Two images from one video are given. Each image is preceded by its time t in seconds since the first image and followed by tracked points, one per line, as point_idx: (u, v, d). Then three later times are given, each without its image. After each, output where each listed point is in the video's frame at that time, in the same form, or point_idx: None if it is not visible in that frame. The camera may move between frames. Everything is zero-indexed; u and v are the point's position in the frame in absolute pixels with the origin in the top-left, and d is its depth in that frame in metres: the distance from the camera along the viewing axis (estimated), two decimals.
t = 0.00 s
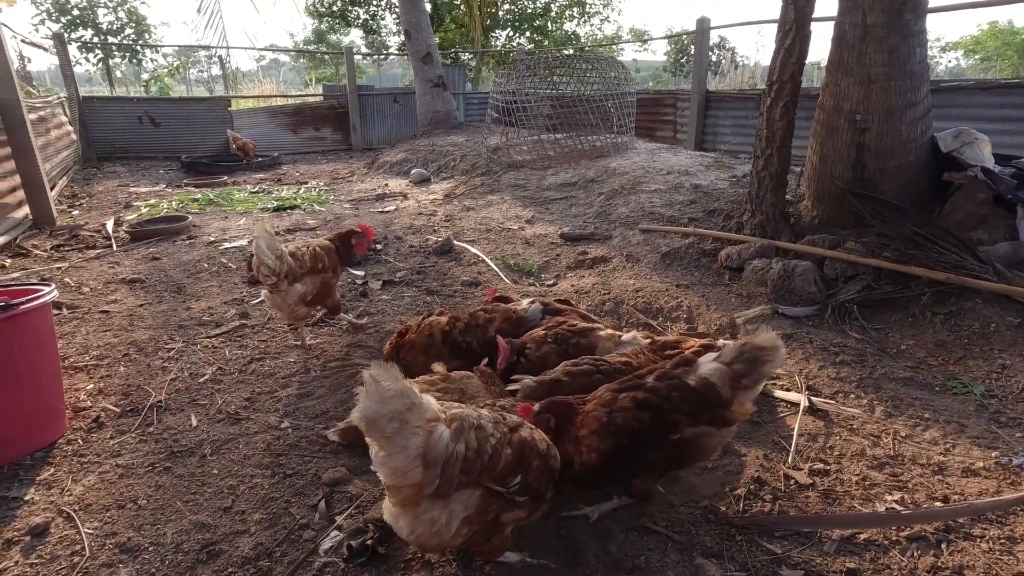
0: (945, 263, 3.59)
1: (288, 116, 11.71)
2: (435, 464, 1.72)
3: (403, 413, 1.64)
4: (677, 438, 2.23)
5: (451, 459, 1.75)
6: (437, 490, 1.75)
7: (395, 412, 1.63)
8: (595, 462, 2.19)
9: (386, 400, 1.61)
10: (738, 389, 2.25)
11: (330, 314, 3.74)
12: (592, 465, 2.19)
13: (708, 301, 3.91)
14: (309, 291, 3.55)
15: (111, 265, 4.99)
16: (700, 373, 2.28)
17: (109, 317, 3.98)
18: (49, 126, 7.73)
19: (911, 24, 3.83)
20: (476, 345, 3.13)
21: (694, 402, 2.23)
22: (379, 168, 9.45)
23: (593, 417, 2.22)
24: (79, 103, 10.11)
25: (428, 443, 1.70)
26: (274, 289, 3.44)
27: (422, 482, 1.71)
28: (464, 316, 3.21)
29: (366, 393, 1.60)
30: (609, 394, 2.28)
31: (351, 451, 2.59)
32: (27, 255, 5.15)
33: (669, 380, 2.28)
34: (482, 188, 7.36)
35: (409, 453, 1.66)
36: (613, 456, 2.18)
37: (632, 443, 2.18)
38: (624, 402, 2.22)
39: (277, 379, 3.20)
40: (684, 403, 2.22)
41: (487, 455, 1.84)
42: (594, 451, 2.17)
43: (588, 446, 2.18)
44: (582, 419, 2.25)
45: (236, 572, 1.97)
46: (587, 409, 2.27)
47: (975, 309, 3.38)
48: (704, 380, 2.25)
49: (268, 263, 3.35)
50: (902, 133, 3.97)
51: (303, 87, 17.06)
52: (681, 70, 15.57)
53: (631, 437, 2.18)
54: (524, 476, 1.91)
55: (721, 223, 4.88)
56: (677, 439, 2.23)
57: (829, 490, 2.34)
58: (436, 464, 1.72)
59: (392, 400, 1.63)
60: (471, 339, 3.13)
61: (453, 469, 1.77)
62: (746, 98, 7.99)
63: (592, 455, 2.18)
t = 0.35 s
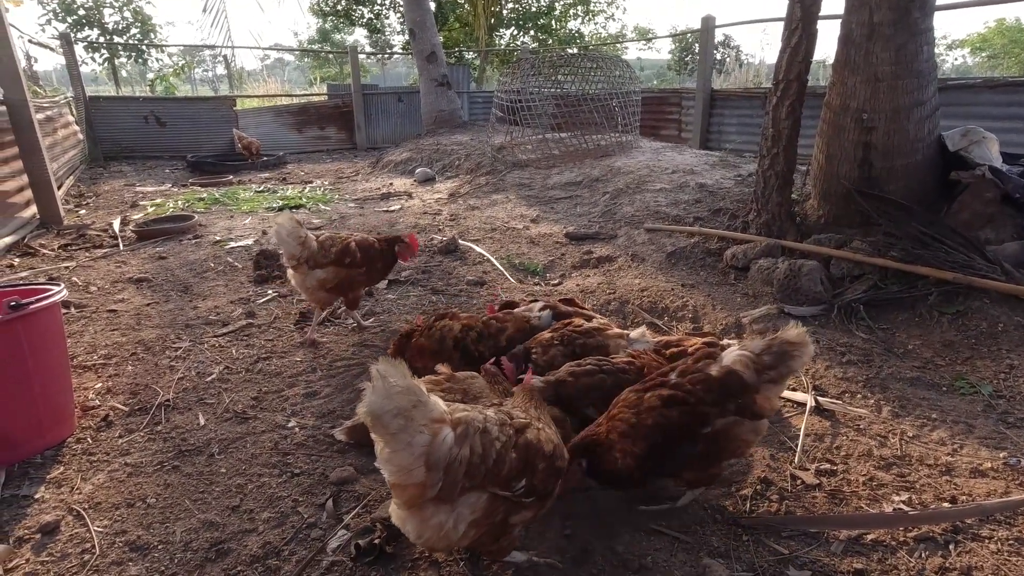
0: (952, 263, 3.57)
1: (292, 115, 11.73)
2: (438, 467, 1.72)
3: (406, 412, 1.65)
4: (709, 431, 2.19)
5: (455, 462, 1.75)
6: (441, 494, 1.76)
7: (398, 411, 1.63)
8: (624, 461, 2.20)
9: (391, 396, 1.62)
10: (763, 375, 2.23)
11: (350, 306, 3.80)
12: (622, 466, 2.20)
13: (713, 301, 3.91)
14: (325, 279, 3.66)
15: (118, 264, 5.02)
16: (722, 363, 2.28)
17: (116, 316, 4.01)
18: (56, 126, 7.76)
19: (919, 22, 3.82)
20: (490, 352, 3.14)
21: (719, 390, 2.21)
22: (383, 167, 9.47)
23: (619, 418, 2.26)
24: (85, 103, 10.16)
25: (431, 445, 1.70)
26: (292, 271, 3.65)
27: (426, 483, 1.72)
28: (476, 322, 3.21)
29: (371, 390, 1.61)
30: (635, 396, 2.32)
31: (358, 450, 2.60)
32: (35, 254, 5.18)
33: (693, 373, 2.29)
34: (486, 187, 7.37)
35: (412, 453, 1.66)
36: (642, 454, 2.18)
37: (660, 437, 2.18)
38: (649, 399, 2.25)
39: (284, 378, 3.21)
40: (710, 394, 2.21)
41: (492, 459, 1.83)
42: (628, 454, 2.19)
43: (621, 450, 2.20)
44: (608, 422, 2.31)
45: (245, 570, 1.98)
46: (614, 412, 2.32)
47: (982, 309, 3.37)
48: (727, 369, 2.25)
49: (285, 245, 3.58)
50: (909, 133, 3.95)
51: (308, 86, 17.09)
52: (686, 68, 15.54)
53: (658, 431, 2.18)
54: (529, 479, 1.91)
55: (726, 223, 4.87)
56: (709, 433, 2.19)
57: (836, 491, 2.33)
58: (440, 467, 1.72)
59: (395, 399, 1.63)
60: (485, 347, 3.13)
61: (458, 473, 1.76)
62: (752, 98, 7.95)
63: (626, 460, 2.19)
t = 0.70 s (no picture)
0: (956, 262, 3.56)
1: (294, 113, 11.73)
2: (445, 470, 1.72)
3: (409, 417, 1.65)
4: (720, 432, 2.19)
5: (461, 465, 1.74)
6: (448, 497, 1.75)
7: (400, 417, 1.63)
8: (636, 463, 2.18)
9: (388, 404, 1.62)
10: (774, 376, 2.24)
11: (354, 302, 3.91)
12: (633, 467, 2.18)
13: (716, 299, 3.90)
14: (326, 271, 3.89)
15: (120, 262, 5.02)
16: (733, 363, 2.28)
17: (119, 313, 4.01)
18: (59, 124, 7.77)
19: (923, 21, 3.81)
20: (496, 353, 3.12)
21: (731, 391, 2.21)
22: (385, 166, 9.46)
23: (630, 418, 2.24)
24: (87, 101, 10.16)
25: (436, 448, 1.70)
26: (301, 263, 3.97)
27: (432, 487, 1.72)
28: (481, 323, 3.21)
29: (367, 400, 1.61)
30: (645, 395, 2.29)
31: (360, 448, 2.60)
32: (38, 251, 5.18)
33: (703, 373, 2.28)
34: (488, 186, 7.36)
35: (416, 458, 1.66)
36: (655, 455, 2.16)
37: (673, 437, 2.16)
38: (660, 399, 2.23)
39: (287, 376, 3.21)
40: (722, 395, 2.20)
41: (499, 461, 1.82)
42: (639, 455, 2.17)
43: (631, 451, 2.19)
44: (618, 422, 2.28)
45: (248, 568, 1.98)
46: (623, 411, 2.30)
47: (986, 308, 3.36)
48: (738, 371, 2.25)
49: (295, 238, 3.96)
50: (913, 131, 3.94)
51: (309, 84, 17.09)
52: (688, 67, 15.51)
53: (671, 432, 2.16)
54: (536, 478, 1.91)
55: (729, 222, 4.86)
56: (720, 434, 2.19)
57: (840, 490, 2.33)
58: (446, 470, 1.72)
59: (396, 405, 1.63)
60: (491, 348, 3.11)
61: (465, 476, 1.76)
62: (755, 97, 7.93)
63: (637, 460, 2.18)
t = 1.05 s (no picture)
0: (956, 262, 3.57)
1: (294, 111, 11.73)
2: (455, 466, 1.72)
3: (416, 413, 1.64)
4: (725, 436, 2.17)
5: (473, 461, 1.75)
6: (458, 493, 1.75)
7: (407, 413, 1.62)
8: (640, 463, 2.17)
9: (394, 400, 1.61)
10: (779, 380, 2.23)
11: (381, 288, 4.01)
12: (637, 467, 2.18)
13: (716, 298, 3.90)
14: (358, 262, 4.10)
15: (120, 260, 5.02)
16: (739, 366, 2.26)
17: (119, 311, 4.01)
18: (58, 122, 7.76)
19: (924, 21, 3.81)
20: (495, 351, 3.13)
21: (736, 394, 2.19)
22: (385, 164, 9.46)
23: (634, 416, 2.23)
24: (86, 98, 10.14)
25: (447, 444, 1.70)
26: (339, 252, 4.26)
27: (442, 483, 1.71)
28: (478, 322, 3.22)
29: (374, 396, 1.60)
30: (650, 394, 2.28)
31: (361, 446, 2.60)
32: (37, 249, 5.18)
33: (709, 374, 2.26)
34: (488, 184, 7.36)
35: (426, 454, 1.65)
36: (659, 456, 2.15)
37: (678, 441, 2.14)
38: (665, 398, 2.22)
39: (287, 374, 3.21)
40: (728, 397, 2.19)
41: (509, 457, 1.83)
42: (643, 457, 2.16)
43: (635, 451, 2.18)
44: (622, 420, 2.28)
45: (249, 566, 1.98)
46: (628, 408, 2.30)
47: (985, 307, 3.37)
48: (744, 374, 2.23)
49: (335, 230, 4.29)
50: (913, 131, 3.95)
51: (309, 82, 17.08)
52: (688, 65, 15.49)
53: (676, 434, 2.14)
54: (542, 476, 1.92)
55: (729, 221, 4.87)
56: (724, 438, 2.17)
57: (839, 488, 2.33)
58: (457, 466, 1.72)
59: (403, 401, 1.62)
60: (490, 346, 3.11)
61: (475, 472, 1.76)
62: (754, 96, 7.93)
63: (640, 461, 2.17)
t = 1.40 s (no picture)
0: (958, 261, 3.56)
1: (295, 109, 11.79)
2: (462, 465, 1.71)
3: (422, 412, 1.63)
4: (729, 439, 2.16)
5: (480, 460, 1.75)
6: (465, 492, 1.75)
7: (414, 410, 1.61)
8: (644, 464, 2.16)
9: (401, 398, 1.60)
10: (783, 386, 2.23)
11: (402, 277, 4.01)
12: (640, 468, 2.17)
13: (717, 298, 3.90)
14: (377, 254, 4.08)
15: (121, 257, 5.01)
16: (744, 369, 2.26)
17: (120, 309, 4.01)
18: (59, 119, 7.75)
19: (927, 19, 3.80)
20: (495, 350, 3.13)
21: (741, 397, 2.20)
22: (386, 162, 9.46)
23: (640, 415, 2.23)
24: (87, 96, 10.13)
25: (454, 443, 1.69)
26: (357, 245, 4.25)
27: (449, 482, 1.71)
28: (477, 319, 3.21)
29: (381, 394, 1.59)
30: (656, 394, 2.30)
31: (363, 445, 2.60)
32: (38, 246, 5.17)
33: (716, 376, 2.27)
34: (490, 183, 7.35)
35: (433, 452, 1.65)
36: (664, 458, 2.14)
37: (685, 443, 2.14)
38: (673, 400, 2.23)
39: (288, 372, 3.21)
40: (733, 399, 2.19)
41: (515, 457, 1.83)
42: (647, 457, 2.15)
43: (639, 452, 2.17)
44: (627, 418, 2.27)
45: (251, 564, 1.98)
46: (632, 408, 2.29)
47: (987, 307, 3.37)
48: (750, 377, 2.23)
49: (351, 222, 4.27)
50: (916, 130, 3.94)
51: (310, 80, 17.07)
52: (689, 64, 15.45)
53: (683, 436, 2.14)
54: (546, 477, 1.93)
55: (731, 220, 4.87)
56: (729, 441, 2.16)
57: (841, 488, 2.33)
58: (464, 466, 1.72)
59: (409, 399, 1.61)
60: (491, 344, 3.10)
61: (482, 471, 1.76)
62: (756, 95, 7.91)
63: (644, 461, 2.16)
